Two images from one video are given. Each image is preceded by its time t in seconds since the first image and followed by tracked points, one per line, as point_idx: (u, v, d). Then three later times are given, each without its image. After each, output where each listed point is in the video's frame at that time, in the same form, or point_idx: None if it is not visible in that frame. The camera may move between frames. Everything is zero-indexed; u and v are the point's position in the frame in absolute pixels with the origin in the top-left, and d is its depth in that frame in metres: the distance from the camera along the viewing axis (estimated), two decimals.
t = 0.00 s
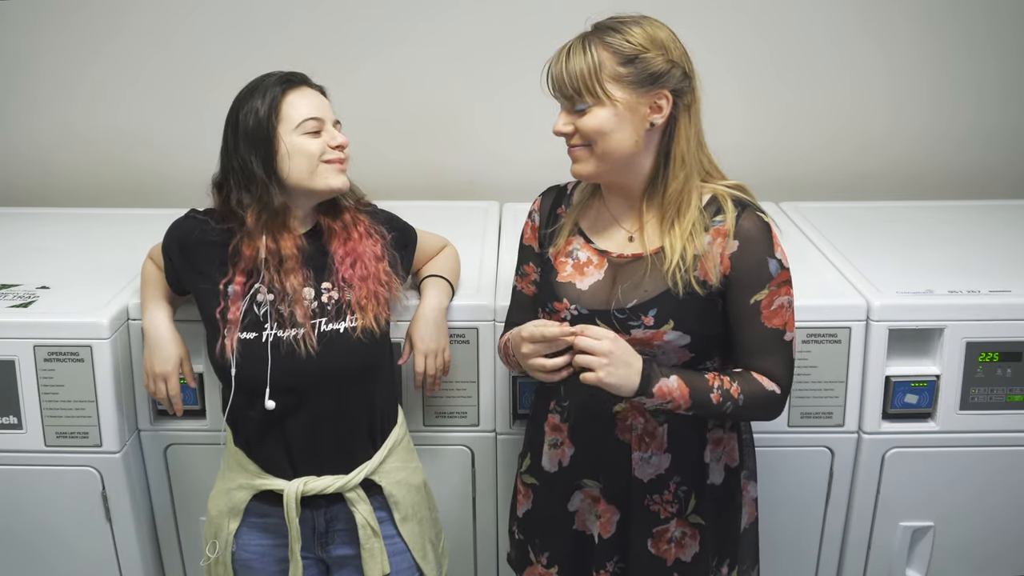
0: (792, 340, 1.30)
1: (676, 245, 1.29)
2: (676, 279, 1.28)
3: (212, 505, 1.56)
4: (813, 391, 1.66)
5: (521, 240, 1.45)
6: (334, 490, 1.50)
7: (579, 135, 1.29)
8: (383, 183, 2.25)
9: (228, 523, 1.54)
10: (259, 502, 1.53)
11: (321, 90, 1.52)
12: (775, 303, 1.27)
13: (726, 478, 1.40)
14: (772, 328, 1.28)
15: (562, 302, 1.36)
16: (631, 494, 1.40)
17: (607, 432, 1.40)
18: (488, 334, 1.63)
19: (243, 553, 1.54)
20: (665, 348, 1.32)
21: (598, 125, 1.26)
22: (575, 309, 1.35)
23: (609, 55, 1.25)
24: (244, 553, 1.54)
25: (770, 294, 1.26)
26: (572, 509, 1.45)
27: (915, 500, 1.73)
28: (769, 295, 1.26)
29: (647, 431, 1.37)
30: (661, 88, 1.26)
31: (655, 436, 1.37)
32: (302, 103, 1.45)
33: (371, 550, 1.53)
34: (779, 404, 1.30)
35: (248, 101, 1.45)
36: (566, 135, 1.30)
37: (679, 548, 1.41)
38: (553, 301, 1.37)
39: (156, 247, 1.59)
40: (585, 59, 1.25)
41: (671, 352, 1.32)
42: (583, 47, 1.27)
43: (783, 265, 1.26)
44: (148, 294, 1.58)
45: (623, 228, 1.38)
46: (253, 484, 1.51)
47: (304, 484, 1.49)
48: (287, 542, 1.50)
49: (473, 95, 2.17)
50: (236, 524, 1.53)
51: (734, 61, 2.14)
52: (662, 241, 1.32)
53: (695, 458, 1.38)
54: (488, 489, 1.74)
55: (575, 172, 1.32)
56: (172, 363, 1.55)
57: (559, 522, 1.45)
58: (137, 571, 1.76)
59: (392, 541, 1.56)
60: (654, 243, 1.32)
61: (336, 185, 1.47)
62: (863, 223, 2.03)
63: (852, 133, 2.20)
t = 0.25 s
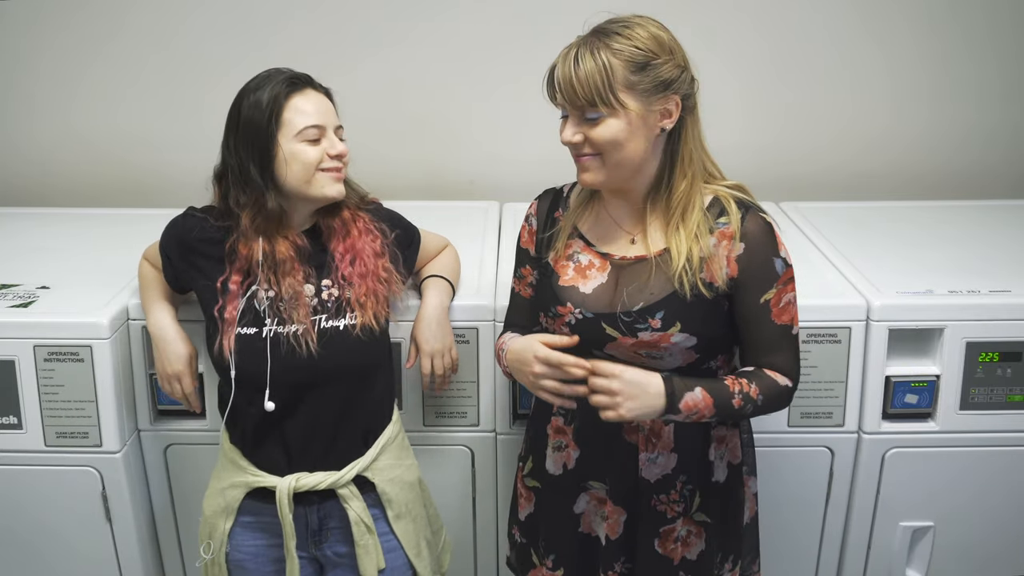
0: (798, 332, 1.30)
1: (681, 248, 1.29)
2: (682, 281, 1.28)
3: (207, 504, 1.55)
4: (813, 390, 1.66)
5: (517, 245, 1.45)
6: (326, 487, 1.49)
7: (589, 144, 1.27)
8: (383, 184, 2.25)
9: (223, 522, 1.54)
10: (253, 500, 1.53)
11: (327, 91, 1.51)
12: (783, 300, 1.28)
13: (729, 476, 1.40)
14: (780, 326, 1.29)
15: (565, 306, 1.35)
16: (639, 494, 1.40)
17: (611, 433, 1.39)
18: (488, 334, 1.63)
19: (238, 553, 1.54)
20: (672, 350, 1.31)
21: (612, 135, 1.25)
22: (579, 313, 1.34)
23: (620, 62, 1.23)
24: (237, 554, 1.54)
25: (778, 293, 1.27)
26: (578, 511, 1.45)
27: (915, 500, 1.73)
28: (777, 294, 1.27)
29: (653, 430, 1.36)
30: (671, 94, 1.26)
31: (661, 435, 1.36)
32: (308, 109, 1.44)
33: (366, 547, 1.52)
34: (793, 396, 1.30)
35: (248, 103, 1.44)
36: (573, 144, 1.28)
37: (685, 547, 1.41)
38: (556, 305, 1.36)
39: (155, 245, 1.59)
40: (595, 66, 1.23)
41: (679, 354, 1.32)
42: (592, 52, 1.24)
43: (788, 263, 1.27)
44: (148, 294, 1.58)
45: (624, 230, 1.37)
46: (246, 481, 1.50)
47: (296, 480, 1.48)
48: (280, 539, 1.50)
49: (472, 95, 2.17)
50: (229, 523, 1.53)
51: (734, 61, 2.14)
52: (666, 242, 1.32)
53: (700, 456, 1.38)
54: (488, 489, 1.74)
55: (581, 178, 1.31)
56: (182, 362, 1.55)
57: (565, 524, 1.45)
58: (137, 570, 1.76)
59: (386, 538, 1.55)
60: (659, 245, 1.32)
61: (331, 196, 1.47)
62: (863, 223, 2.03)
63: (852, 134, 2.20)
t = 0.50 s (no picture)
0: (799, 332, 1.31)
1: (688, 247, 1.29)
2: (691, 280, 1.29)
3: (202, 504, 1.56)
4: (813, 390, 1.66)
5: (518, 244, 1.44)
6: (321, 490, 1.49)
7: (595, 151, 1.27)
8: (383, 183, 2.25)
9: (219, 522, 1.54)
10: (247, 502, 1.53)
11: (330, 96, 1.51)
12: (786, 298, 1.28)
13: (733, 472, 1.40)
14: (783, 323, 1.29)
15: (573, 306, 1.34)
16: (645, 492, 1.40)
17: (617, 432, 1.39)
18: (488, 334, 1.63)
19: (233, 553, 1.54)
20: (681, 347, 1.31)
21: (619, 143, 1.25)
22: (587, 313, 1.33)
23: (625, 69, 1.23)
24: (232, 553, 1.54)
25: (781, 290, 1.28)
26: (583, 511, 1.44)
27: (915, 500, 1.73)
28: (779, 291, 1.28)
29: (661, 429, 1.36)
30: (675, 99, 1.26)
31: (667, 434, 1.36)
32: (311, 116, 1.44)
33: (359, 552, 1.52)
34: (790, 397, 1.31)
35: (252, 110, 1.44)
36: (579, 152, 1.29)
37: (690, 544, 1.41)
38: (563, 305, 1.35)
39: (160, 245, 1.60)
40: (600, 74, 1.23)
41: (687, 351, 1.32)
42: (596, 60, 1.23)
43: (791, 261, 1.28)
44: (148, 294, 1.58)
45: (629, 229, 1.37)
46: (242, 482, 1.51)
47: (291, 483, 1.48)
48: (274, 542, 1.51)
49: (472, 95, 2.17)
50: (225, 523, 1.53)
51: (733, 61, 2.14)
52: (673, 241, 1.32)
53: (705, 453, 1.38)
54: (488, 489, 1.74)
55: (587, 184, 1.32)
56: (168, 365, 1.55)
57: (570, 523, 1.44)
58: (137, 570, 1.76)
59: (380, 542, 1.55)
60: (665, 243, 1.33)
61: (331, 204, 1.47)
62: (863, 223, 2.03)
63: (852, 134, 2.20)
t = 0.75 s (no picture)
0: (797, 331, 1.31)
1: (690, 246, 1.29)
2: (693, 279, 1.29)
3: (207, 505, 1.56)
4: (813, 390, 1.66)
5: (518, 245, 1.44)
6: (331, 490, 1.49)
7: (594, 150, 1.27)
8: (383, 183, 2.25)
9: (225, 523, 1.54)
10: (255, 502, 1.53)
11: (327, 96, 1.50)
12: (784, 298, 1.28)
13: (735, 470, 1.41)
14: (780, 323, 1.29)
15: (576, 305, 1.34)
16: (649, 491, 1.40)
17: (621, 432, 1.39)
18: (489, 334, 1.63)
19: (240, 554, 1.54)
20: (683, 345, 1.32)
21: (617, 142, 1.25)
22: (590, 312, 1.33)
23: (624, 67, 1.22)
24: (241, 554, 1.54)
25: (780, 289, 1.28)
26: (587, 511, 1.44)
27: (916, 500, 1.73)
28: (779, 290, 1.28)
29: (665, 428, 1.37)
30: (674, 99, 1.25)
31: (672, 434, 1.37)
32: (306, 119, 1.44)
33: (369, 551, 1.52)
34: (787, 397, 1.32)
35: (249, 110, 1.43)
36: (578, 150, 1.29)
37: (693, 543, 1.41)
38: (565, 305, 1.35)
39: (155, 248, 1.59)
40: (599, 71, 1.23)
41: (690, 350, 1.32)
42: (595, 57, 1.23)
43: (791, 259, 1.28)
44: (148, 296, 1.58)
45: (630, 228, 1.37)
46: (250, 484, 1.51)
47: (301, 484, 1.48)
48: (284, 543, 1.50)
49: (472, 95, 2.17)
50: (231, 524, 1.53)
51: (733, 61, 2.14)
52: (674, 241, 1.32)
53: (709, 451, 1.38)
54: (489, 489, 1.74)
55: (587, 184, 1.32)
56: (176, 366, 1.56)
57: (573, 525, 1.44)
58: (138, 571, 1.76)
59: (388, 541, 1.56)
60: (666, 243, 1.33)
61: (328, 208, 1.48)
62: (863, 223, 2.03)
63: (852, 134, 2.20)
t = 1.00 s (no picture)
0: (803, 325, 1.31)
1: (689, 243, 1.29)
2: (693, 276, 1.29)
3: (209, 506, 1.55)
4: (813, 391, 1.66)
5: (518, 244, 1.45)
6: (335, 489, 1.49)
7: (589, 151, 1.28)
8: (383, 183, 2.25)
9: (228, 524, 1.54)
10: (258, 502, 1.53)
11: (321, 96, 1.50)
12: (789, 292, 1.28)
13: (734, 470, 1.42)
14: (785, 318, 1.29)
15: (576, 302, 1.34)
16: (649, 491, 1.40)
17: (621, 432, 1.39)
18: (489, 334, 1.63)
19: (244, 554, 1.54)
20: (684, 342, 1.32)
21: (613, 143, 1.26)
22: (590, 309, 1.33)
23: (618, 68, 1.22)
24: (244, 555, 1.54)
25: (784, 285, 1.28)
26: (588, 511, 1.43)
27: (916, 500, 1.73)
28: (783, 285, 1.28)
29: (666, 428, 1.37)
30: (670, 100, 1.25)
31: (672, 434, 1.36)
32: (301, 121, 1.43)
33: (372, 550, 1.53)
34: (797, 390, 1.32)
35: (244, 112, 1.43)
36: (574, 151, 1.29)
37: (693, 543, 1.41)
38: (565, 302, 1.35)
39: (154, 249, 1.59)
40: (593, 72, 1.23)
41: (690, 346, 1.32)
42: (590, 58, 1.23)
43: (793, 255, 1.28)
44: (148, 297, 1.58)
45: (629, 225, 1.37)
46: (254, 484, 1.51)
47: (305, 483, 1.48)
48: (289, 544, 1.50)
49: (472, 95, 2.17)
50: (235, 524, 1.54)
51: (733, 61, 2.14)
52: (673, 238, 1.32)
53: (709, 451, 1.39)
54: (489, 489, 1.74)
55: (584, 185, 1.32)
56: (173, 366, 1.56)
57: (574, 524, 1.43)
58: (138, 571, 1.76)
59: (392, 540, 1.56)
60: (665, 240, 1.33)
61: (325, 209, 1.48)
62: (863, 223, 2.03)
63: (852, 134, 2.20)
